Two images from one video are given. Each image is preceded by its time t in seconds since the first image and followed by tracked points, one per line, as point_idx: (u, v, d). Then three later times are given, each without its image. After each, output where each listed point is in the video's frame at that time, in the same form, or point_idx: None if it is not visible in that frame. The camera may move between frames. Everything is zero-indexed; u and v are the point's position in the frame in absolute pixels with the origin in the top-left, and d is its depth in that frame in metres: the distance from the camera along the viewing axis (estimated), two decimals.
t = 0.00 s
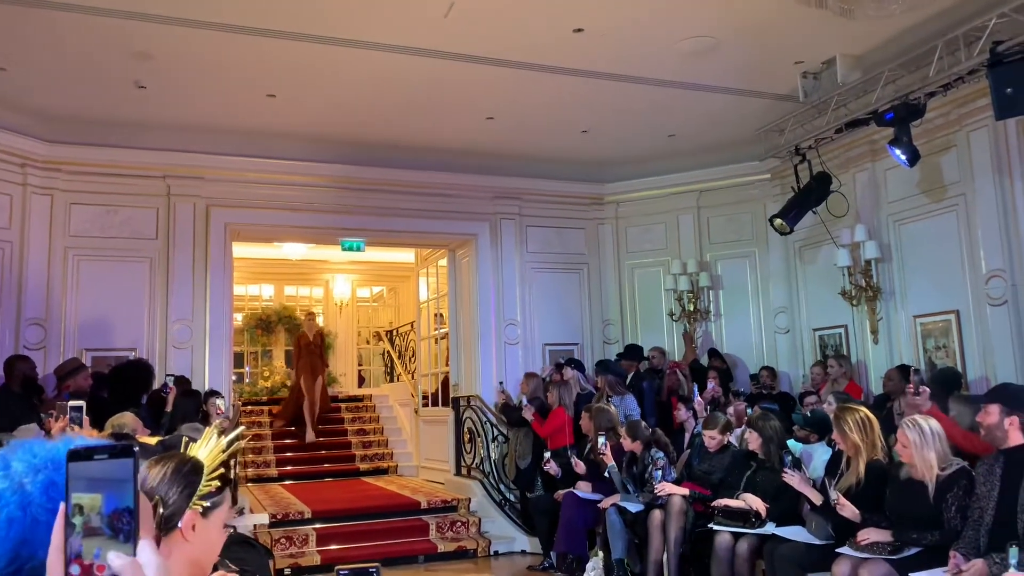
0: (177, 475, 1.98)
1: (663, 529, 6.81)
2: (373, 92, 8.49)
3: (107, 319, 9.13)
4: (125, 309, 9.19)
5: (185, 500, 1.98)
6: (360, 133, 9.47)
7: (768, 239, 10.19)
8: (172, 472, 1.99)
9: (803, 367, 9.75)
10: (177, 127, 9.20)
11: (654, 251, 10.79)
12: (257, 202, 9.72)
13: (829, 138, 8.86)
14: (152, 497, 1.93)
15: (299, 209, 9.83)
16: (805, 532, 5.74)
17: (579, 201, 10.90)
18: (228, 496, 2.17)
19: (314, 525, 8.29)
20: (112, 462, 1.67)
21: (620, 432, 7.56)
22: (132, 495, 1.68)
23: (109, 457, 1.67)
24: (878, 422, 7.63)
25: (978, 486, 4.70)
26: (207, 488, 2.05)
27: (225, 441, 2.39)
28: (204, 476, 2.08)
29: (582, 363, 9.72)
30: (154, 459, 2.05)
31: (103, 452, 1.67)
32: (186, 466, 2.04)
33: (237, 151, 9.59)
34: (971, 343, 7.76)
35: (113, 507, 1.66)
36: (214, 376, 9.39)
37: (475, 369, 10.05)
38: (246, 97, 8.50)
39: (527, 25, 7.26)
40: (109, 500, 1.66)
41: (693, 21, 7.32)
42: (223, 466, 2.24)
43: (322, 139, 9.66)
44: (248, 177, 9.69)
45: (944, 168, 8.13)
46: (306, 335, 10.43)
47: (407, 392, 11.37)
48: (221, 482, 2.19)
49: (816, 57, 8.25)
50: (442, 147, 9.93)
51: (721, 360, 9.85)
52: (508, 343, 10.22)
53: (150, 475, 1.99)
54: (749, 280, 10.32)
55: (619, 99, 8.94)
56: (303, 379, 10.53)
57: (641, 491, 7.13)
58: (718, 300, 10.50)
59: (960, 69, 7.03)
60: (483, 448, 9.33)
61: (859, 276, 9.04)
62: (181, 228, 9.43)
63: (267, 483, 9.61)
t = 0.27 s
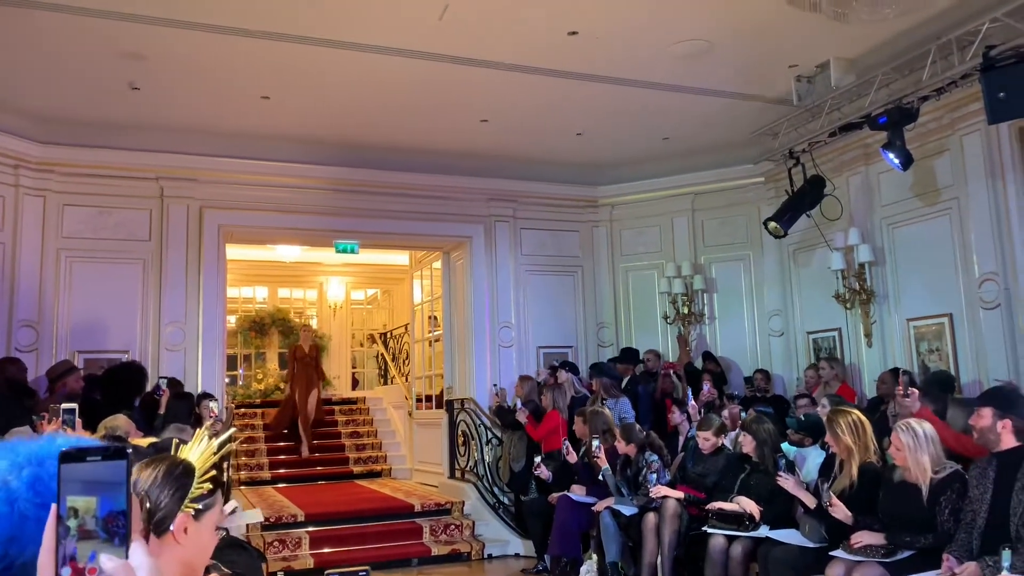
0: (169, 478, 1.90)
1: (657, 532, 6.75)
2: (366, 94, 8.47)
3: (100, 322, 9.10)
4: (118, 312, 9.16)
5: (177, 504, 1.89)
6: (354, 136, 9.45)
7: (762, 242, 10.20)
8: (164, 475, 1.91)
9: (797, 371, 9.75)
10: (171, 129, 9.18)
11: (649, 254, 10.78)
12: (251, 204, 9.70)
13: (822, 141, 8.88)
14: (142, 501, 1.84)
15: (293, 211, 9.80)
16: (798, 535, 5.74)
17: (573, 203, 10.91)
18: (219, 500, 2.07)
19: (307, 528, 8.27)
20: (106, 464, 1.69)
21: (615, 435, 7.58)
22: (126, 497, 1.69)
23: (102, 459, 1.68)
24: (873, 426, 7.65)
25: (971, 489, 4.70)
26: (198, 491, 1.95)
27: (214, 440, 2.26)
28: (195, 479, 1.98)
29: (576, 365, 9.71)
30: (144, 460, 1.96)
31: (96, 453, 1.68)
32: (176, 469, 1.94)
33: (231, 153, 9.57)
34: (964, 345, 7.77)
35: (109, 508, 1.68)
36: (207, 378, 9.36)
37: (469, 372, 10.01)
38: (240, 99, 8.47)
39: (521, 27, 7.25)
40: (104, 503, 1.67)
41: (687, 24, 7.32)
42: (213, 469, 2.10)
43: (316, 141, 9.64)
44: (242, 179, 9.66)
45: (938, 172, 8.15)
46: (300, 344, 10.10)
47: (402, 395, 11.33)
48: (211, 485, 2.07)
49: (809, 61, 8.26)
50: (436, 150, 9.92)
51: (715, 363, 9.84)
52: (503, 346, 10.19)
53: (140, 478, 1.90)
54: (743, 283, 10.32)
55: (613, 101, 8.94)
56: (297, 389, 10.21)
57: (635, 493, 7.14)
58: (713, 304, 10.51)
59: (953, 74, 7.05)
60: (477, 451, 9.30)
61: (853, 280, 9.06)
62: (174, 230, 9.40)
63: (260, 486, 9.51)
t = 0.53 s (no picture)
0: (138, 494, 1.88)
1: (663, 552, 6.18)
2: (351, 83, 7.83)
3: (66, 326, 8.47)
4: (86, 315, 8.53)
5: (147, 521, 1.88)
6: (338, 128, 8.81)
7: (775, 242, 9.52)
8: (134, 491, 1.89)
9: (812, 379, 9.09)
10: (143, 120, 8.54)
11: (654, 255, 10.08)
12: (230, 201, 9.05)
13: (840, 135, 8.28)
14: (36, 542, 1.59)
15: (274, 209, 9.16)
16: (814, 555, 5.17)
17: (571, 200, 10.20)
18: (193, 516, 2.04)
19: (288, 548, 7.62)
20: (78, 472, 1.65)
21: (618, 447, 6.92)
22: (99, 510, 1.64)
23: (74, 467, 1.65)
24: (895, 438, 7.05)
25: (998, 505, 4.18)
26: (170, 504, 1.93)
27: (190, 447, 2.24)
28: (168, 494, 1.97)
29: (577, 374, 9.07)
30: (116, 474, 1.95)
31: (67, 461, 1.66)
32: (148, 485, 1.93)
33: (208, 146, 8.93)
34: (990, 354, 7.17)
35: (80, 521, 1.64)
36: (181, 387, 8.73)
37: (463, 380, 9.28)
38: (214, 88, 7.84)
39: (519, 11, 6.62)
40: (77, 517, 1.63)
41: (699, 8, 6.69)
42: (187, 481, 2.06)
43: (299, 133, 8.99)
44: (220, 174, 9.03)
45: (962, 168, 7.54)
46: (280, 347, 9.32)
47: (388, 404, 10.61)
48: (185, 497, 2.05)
49: (826, 49, 7.64)
50: (427, 144, 9.27)
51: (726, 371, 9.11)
52: (498, 352, 9.48)
53: (108, 492, 1.89)
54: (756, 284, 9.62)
55: (617, 92, 8.31)
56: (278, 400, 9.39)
57: (640, 510, 6.46)
58: (722, 307, 9.83)
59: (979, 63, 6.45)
60: (471, 465, 8.60)
61: (872, 282, 8.43)
62: (146, 228, 8.76)
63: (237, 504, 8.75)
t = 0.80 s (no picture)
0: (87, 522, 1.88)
1: None
2: (318, 54, 6.67)
3: (10, 333, 7.46)
4: (31, 319, 7.51)
5: (98, 549, 1.89)
6: (312, 109, 7.64)
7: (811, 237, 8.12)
8: (83, 516, 1.89)
9: (853, 394, 7.83)
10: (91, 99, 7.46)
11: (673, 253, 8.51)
12: (192, 192, 7.91)
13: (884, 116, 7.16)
14: (62, 545, 1.83)
15: (243, 200, 8.00)
16: None
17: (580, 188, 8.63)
18: None
19: None
20: (24, 495, 1.65)
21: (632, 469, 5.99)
22: (47, 538, 1.66)
23: (20, 489, 1.64)
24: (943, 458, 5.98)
25: None
26: (119, 536, 1.95)
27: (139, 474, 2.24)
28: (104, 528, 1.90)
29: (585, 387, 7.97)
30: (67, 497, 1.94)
31: (13, 484, 1.65)
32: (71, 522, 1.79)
33: (169, 129, 7.82)
34: None
35: (27, 549, 1.65)
36: (138, 402, 7.67)
37: (456, 394, 8.01)
38: (161, 61, 6.71)
39: None
40: (22, 546, 1.64)
41: None
42: (139, 504, 2.08)
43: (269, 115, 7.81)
44: (182, 161, 7.90)
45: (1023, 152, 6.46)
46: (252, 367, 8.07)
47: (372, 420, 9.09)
48: (139, 523, 2.08)
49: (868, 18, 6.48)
50: (416, 127, 8.07)
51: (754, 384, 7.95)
52: (495, 363, 8.09)
53: (55, 520, 1.87)
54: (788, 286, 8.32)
55: (631, 67, 7.13)
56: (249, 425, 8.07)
57: (658, 541, 5.49)
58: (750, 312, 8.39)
59: None
60: (465, 489, 7.54)
61: (919, 283, 7.23)
62: (100, 221, 7.70)
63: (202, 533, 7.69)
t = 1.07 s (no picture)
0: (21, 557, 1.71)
1: None
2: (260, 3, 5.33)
3: None
4: None
5: None
6: (273, 73, 6.30)
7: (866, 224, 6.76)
8: (17, 547, 1.73)
9: (915, 409, 6.47)
10: (16, 65, 6.20)
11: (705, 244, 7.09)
12: (146, 175, 6.52)
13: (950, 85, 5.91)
14: None
15: (206, 185, 6.59)
16: None
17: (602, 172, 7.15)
18: None
19: None
20: None
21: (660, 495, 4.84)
22: None
23: None
24: None
25: None
26: (62, 569, 1.80)
27: (85, 497, 2.16)
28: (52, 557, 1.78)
29: (606, 403, 6.76)
30: None
31: None
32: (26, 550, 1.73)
33: (121, 102, 6.46)
34: None
35: None
36: (87, 419, 6.36)
37: (455, 410, 6.64)
38: (75, 13, 5.44)
39: None
40: None
41: None
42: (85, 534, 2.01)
43: (228, 82, 6.49)
44: (134, 138, 6.49)
45: None
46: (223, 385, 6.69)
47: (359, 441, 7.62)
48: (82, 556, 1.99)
49: None
50: (402, 96, 6.68)
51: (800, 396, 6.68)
52: (499, 371, 6.69)
53: None
54: (838, 284, 6.91)
55: (652, 21, 5.76)
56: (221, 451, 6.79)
57: None
58: (794, 311, 7.02)
59: None
60: (463, 518, 6.36)
61: (990, 278, 5.88)
62: (44, 204, 6.33)
63: (162, 571, 6.56)
